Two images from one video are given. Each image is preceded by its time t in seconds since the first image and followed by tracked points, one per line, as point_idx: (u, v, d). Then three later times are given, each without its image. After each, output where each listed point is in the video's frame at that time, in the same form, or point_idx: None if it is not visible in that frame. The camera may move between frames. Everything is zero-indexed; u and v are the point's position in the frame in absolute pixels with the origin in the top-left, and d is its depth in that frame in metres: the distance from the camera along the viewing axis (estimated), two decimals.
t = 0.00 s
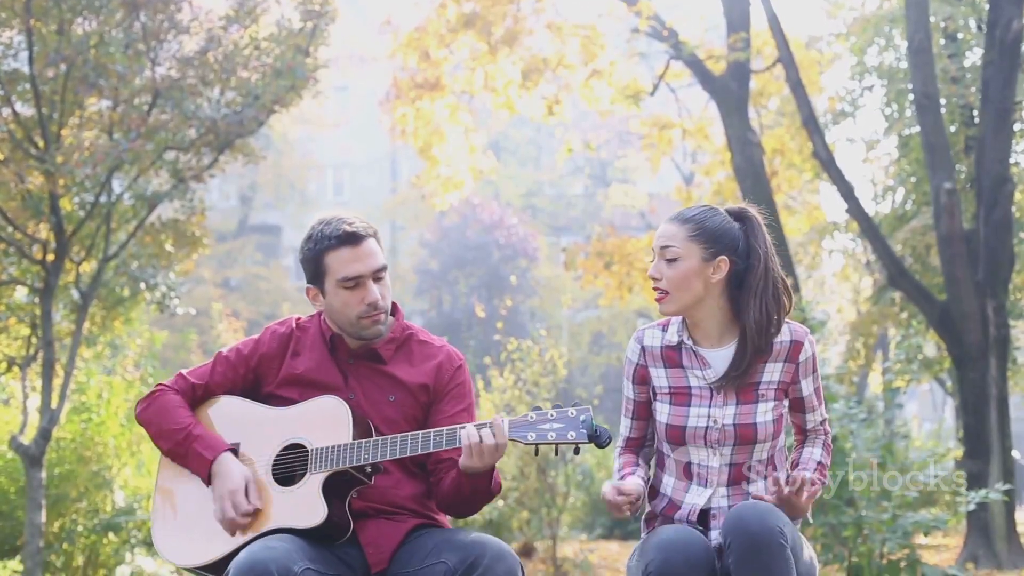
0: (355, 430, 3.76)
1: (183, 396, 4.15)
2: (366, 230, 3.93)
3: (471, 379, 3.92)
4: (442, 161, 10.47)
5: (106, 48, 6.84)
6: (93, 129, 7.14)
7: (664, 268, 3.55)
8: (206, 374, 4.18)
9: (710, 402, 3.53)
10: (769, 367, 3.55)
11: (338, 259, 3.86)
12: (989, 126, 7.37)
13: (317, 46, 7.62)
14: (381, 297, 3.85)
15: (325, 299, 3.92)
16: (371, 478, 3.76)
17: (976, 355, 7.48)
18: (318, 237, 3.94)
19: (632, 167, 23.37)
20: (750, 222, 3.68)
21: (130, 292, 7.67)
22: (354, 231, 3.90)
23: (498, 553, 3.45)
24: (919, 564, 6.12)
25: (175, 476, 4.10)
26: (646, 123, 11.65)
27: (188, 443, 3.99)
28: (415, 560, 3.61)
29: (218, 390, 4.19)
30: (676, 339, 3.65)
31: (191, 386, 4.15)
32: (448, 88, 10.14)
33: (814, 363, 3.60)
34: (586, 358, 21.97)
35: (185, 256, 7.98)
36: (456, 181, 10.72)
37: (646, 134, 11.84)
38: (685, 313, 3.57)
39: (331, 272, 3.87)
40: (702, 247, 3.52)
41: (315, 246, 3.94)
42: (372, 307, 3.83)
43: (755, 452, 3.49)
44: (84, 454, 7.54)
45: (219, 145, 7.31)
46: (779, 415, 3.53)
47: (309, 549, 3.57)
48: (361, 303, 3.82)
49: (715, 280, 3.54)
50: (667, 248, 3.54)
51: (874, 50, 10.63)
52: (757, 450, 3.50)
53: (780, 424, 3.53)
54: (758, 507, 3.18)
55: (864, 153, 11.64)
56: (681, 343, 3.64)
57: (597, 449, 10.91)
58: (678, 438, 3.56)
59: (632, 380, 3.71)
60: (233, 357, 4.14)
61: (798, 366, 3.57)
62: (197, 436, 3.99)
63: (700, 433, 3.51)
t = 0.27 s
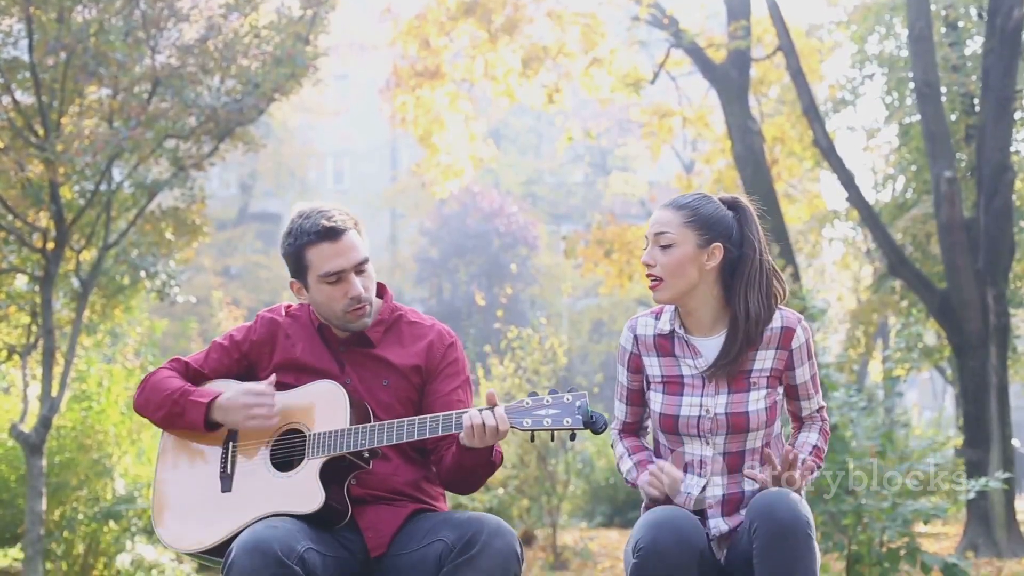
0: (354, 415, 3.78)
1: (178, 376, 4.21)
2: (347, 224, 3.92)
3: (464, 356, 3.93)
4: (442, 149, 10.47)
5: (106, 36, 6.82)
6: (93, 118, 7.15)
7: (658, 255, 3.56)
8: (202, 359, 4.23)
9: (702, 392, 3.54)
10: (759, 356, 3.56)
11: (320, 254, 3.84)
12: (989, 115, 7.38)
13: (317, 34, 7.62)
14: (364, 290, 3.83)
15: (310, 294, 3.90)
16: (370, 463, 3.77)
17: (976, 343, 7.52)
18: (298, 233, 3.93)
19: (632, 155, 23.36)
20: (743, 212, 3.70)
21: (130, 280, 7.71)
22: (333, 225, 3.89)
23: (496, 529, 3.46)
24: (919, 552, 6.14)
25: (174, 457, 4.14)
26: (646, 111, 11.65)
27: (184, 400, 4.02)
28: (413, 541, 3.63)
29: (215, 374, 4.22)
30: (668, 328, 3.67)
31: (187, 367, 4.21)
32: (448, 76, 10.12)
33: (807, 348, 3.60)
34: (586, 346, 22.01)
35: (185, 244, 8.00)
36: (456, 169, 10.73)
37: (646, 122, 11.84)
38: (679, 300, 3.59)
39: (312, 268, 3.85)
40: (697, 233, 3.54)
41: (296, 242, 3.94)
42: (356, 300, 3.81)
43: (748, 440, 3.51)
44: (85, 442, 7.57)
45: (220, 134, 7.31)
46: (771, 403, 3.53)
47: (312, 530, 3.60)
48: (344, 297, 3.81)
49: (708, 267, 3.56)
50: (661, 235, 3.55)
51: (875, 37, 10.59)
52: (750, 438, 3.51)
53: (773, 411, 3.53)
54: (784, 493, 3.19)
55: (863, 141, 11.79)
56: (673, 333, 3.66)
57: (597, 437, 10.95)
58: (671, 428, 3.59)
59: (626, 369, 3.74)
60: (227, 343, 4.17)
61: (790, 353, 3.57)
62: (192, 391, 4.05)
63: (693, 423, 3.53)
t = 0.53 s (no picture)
0: (346, 408, 3.79)
1: (184, 365, 4.24)
2: (328, 218, 3.89)
3: (467, 344, 3.91)
4: (442, 141, 10.47)
5: (106, 27, 6.83)
6: (92, 109, 7.14)
7: (658, 248, 3.56)
8: (209, 348, 4.26)
9: (706, 380, 3.56)
10: (764, 344, 3.58)
11: (301, 252, 3.84)
12: (990, 106, 7.42)
13: (317, 26, 7.63)
14: (351, 283, 3.82)
15: (300, 290, 3.92)
16: (366, 454, 3.75)
17: (976, 335, 7.55)
18: (281, 231, 3.94)
19: (632, 147, 23.38)
20: (739, 203, 3.72)
21: (130, 271, 7.71)
22: (312, 222, 3.87)
23: (485, 517, 3.42)
24: (919, 543, 6.15)
25: (177, 443, 4.19)
26: (646, 102, 11.66)
27: (187, 400, 4.07)
28: (408, 532, 3.61)
29: (221, 364, 4.25)
30: (670, 318, 3.69)
31: (193, 357, 4.24)
32: (448, 67, 10.13)
33: (810, 337, 3.62)
34: (586, 337, 22.05)
35: (185, 235, 8.01)
36: (456, 161, 10.72)
37: (646, 114, 11.84)
38: (681, 292, 3.60)
39: (297, 264, 3.86)
40: (697, 224, 3.55)
41: (279, 239, 3.95)
42: (343, 295, 3.80)
43: (752, 428, 3.51)
44: (85, 433, 7.56)
45: (220, 125, 7.31)
46: (775, 391, 3.55)
47: (307, 519, 3.62)
48: (330, 292, 3.80)
49: (710, 257, 3.57)
50: (661, 227, 3.55)
51: (875, 29, 10.54)
52: (754, 427, 3.52)
53: (777, 399, 3.54)
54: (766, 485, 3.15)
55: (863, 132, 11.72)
56: (675, 322, 3.68)
57: (597, 428, 10.97)
58: (675, 418, 3.59)
59: (629, 357, 3.77)
60: (233, 333, 4.20)
61: (794, 341, 3.59)
62: (194, 391, 4.09)
63: (698, 412, 3.54)
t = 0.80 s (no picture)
0: (346, 402, 3.79)
1: (191, 358, 4.21)
2: (338, 209, 3.85)
3: (476, 346, 3.86)
4: (442, 131, 10.47)
5: (106, 17, 6.83)
6: (92, 100, 7.15)
7: (667, 246, 3.55)
8: (216, 339, 4.23)
9: (709, 367, 3.58)
10: (768, 333, 3.59)
11: (310, 243, 3.80)
12: (990, 98, 7.44)
13: (317, 16, 7.63)
14: (360, 276, 3.77)
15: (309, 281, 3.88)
16: (365, 449, 3.76)
17: (976, 326, 7.57)
18: (292, 221, 3.90)
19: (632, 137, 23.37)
20: (741, 191, 3.69)
21: (130, 262, 7.72)
22: (322, 214, 3.83)
23: (485, 519, 3.39)
24: (918, 534, 6.18)
25: (179, 434, 4.15)
26: (647, 93, 11.66)
27: (187, 401, 4.03)
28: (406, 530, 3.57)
29: (228, 355, 4.24)
30: (675, 305, 3.71)
31: (201, 348, 4.22)
32: (448, 58, 10.13)
33: (815, 329, 3.63)
34: (586, 328, 22.07)
35: (185, 226, 8.02)
36: (456, 151, 10.71)
37: (647, 104, 11.84)
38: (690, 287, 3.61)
39: (306, 257, 3.82)
40: (704, 220, 3.54)
41: (289, 230, 3.91)
42: (350, 288, 3.75)
43: (754, 417, 3.53)
44: (85, 425, 7.57)
45: (220, 115, 7.31)
46: (777, 381, 3.56)
47: (303, 515, 3.58)
48: (338, 285, 3.76)
49: (716, 248, 3.58)
50: (667, 225, 3.53)
51: (875, 20, 10.53)
52: (756, 416, 3.53)
53: (779, 390, 3.55)
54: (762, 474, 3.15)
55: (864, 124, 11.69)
56: (680, 309, 3.70)
57: (597, 419, 11.00)
58: (677, 404, 3.61)
59: (633, 342, 3.79)
60: (242, 323, 4.18)
61: (798, 332, 3.60)
62: (196, 393, 4.04)
63: (699, 398, 3.56)
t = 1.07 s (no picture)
0: (352, 388, 3.73)
1: (199, 335, 4.20)
2: (361, 194, 3.81)
3: (482, 341, 3.79)
4: (442, 120, 10.47)
5: (105, 6, 6.83)
6: (92, 88, 7.15)
7: (671, 228, 3.57)
8: (224, 318, 4.22)
9: (708, 356, 3.60)
10: (767, 323, 3.61)
11: (329, 227, 3.75)
12: (991, 87, 7.45)
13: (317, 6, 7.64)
14: (377, 264, 3.73)
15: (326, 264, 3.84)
16: (368, 437, 3.69)
17: (976, 316, 7.59)
18: (313, 203, 3.85)
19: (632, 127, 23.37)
20: (742, 177, 3.74)
21: (130, 251, 7.74)
22: (345, 198, 3.78)
23: (491, 507, 3.31)
24: (918, 523, 6.20)
25: (183, 417, 4.10)
26: (647, 83, 11.66)
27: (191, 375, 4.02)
28: (411, 519, 3.51)
29: (234, 335, 4.22)
30: (677, 291, 3.72)
31: (208, 327, 4.21)
32: (447, 47, 10.14)
33: (814, 319, 3.65)
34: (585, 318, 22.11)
35: (185, 215, 8.04)
36: (456, 141, 10.71)
37: (647, 94, 11.85)
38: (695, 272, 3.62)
39: (324, 241, 3.78)
40: (707, 202, 3.56)
41: (309, 213, 3.86)
42: (366, 275, 3.71)
43: (752, 407, 3.55)
44: (85, 413, 7.62)
45: (219, 104, 7.32)
46: (777, 372, 3.58)
47: (309, 501, 3.51)
48: (354, 271, 3.71)
49: (722, 232, 3.59)
50: (672, 207, 3.55)
51: (876, 9, 10.50)
52: (754, 407, 3.55)
53: (778, 380, 3.58)
54: (761, 471, 3.14)
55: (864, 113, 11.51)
56: (681, 297, 3.71)
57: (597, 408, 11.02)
58: (676, 392, 3.64)
59: (632, 328, 3.80)
60: (250, 304, 4.17)
61: (798, 322, 3.62)
62: (203, 362, 4.02)
63: (698, 387, 3.58)
